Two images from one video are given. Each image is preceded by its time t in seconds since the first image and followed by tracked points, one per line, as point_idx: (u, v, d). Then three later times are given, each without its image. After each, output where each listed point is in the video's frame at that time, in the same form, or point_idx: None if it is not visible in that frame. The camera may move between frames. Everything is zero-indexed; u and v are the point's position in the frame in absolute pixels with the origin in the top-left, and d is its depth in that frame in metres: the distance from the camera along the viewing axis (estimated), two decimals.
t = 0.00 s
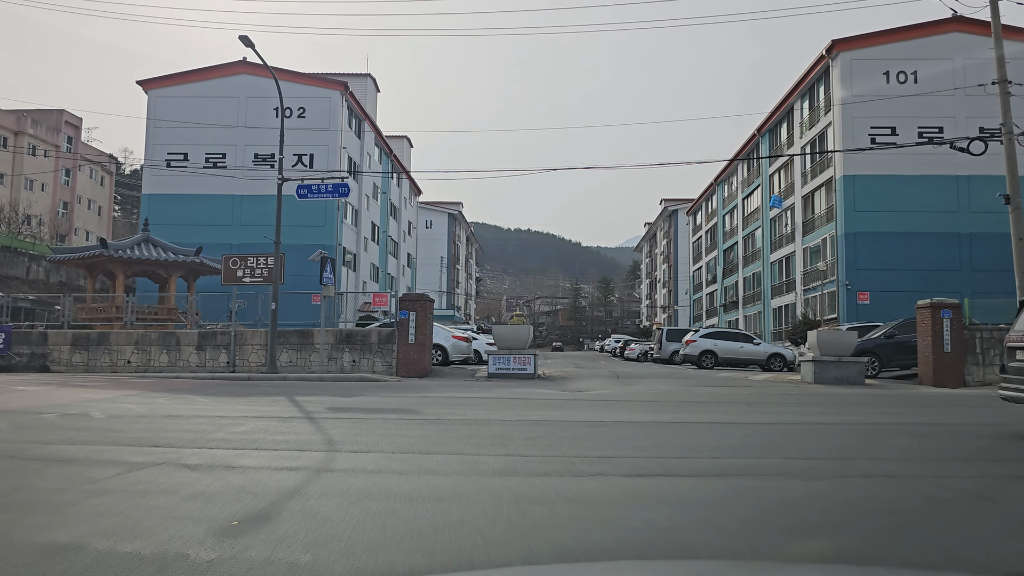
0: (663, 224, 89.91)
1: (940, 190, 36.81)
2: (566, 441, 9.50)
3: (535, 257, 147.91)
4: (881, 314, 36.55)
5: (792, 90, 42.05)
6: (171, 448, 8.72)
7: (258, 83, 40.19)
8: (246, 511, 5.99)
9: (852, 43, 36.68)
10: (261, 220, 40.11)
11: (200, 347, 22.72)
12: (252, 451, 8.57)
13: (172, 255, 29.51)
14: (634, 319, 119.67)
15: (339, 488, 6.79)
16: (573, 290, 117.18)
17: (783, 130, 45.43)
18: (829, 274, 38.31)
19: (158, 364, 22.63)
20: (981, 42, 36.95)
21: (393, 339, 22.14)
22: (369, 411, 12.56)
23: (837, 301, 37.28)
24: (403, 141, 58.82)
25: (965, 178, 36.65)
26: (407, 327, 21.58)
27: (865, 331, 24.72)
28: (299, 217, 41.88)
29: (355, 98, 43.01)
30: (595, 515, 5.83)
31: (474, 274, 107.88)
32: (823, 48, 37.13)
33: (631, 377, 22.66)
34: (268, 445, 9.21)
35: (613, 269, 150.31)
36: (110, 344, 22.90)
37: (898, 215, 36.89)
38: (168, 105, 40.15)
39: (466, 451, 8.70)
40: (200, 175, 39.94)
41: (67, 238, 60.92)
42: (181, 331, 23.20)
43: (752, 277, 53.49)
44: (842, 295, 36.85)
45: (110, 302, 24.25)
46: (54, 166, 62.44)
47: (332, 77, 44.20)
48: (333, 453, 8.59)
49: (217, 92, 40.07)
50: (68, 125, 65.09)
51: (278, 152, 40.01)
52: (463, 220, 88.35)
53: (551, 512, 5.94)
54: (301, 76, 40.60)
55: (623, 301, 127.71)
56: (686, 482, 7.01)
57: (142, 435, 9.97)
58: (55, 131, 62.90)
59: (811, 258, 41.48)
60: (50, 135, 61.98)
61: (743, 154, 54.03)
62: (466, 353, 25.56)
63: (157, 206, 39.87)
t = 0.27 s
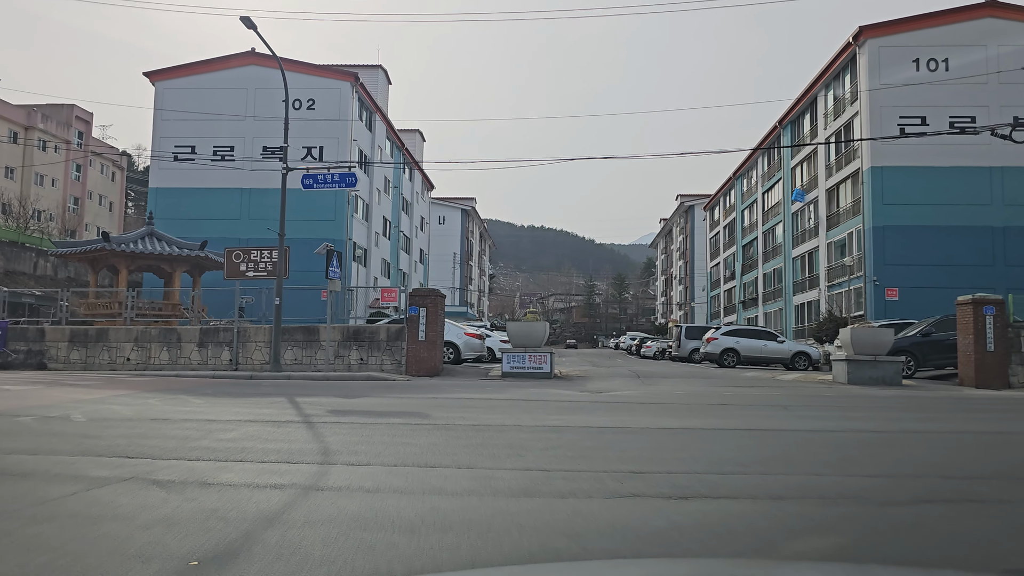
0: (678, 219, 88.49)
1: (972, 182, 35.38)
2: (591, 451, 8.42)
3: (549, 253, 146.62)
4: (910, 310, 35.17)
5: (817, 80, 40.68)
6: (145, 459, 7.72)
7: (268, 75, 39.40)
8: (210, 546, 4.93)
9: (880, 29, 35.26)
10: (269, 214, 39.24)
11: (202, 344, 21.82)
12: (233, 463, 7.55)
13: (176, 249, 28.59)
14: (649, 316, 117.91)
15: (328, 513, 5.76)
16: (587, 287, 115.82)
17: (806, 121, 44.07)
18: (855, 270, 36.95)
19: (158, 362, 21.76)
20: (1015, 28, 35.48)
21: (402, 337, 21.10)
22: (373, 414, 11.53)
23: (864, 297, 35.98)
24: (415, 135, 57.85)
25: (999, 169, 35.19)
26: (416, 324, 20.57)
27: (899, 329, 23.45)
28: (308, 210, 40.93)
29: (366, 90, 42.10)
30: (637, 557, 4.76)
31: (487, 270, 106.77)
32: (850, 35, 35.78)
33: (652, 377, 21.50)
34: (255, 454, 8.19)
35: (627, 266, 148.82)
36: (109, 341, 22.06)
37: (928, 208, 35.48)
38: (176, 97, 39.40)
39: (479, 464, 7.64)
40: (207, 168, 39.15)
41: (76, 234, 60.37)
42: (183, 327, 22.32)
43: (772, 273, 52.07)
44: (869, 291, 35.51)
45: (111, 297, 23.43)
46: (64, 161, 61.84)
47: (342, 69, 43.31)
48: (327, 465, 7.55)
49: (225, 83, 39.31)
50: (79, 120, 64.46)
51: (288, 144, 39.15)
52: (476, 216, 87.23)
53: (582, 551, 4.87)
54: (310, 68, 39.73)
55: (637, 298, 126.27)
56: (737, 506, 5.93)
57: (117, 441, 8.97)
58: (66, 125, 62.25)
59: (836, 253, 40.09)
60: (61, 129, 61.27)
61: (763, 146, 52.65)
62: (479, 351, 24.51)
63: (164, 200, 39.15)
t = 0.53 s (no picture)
0: (694, 215, 87.20)
1: (1004, 173, 34.10)
2: (619, 462, 7.43)
3: (562, 250, 145.45)
4: (938, 306, 33.94)
5: (840, 68, 39.43)
6: (114, 471, 6.81)
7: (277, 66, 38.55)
8: None
9: (908, 14, 33.87)
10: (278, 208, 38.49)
11: (204, 341, 21.05)
12: (212, 477, 6.62)
13: (180, 243, 27.77)
14: (663, 313, 116.54)
15: (312, 546, 4.79)
16: (600, 283, 114.66)
17: (828, 111, 42.79)
18: (882, 264, 35.71)
19: (159, 359, 21.02)
20: None
21: (412, 333, 20.17)
22: (377, 417, 10.59)
23: (890, 293, 34.78)
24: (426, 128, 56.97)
25: None
26: (427, 320, 19.68)
27: (933, 325, 22.31)
28: (317, 204, 40.11)
29: (376, 81, 41.24)
30: None
31: (499, 267, 105.81)
32: (877, 20, 34.43)
33: (673, 376, 20.49)
34: (240, 464, 7.26)
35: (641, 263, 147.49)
36: (109, 337, 21.34)
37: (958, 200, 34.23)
38: (183, 89, 38.86)
39: (492, 479, 6.68)
40: (215, 162, 38.61)
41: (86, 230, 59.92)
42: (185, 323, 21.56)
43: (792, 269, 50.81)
44: (896, 286, 34.29)
45: (112, 292, 22.74)
46: (74, 156, 61.34)
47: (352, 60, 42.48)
48: (318, 480, 6.61)
49: (232, 75, 38.69)
50: (89, 115, 63.89)
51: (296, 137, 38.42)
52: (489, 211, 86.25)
53: None
54: (319, 58, 38.93)
55: (651, 294, 125.02)
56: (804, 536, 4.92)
57: (90, 447, 8.08)
58: (75, 120, 61.72)
59: (860, 247, 38.85)
60: (70, 124, 60.78)
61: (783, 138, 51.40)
62: (491, 349, 23.57)
63: (170, 194, 38.62)
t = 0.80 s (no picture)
0: (707, 211, 86.12)
1: None
2: (649, 476, 6.61)
3: (573, 248, 144.59)
4: (962, 304, 32.97)
5: (860, 59, 38.43)
6: (81, 485, 6.05)
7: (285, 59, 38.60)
8: None
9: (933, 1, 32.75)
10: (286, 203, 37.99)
11: (206, 339, 20.47)
12: (190, 492, 5.87)
13: (184, 238, 27.14)
14: (675, 311, 115.40)
15: None
16: (612, 281, 113.64)
17: (847, 104, 41.79)
18: (904, 261, 34.65)
19: (159, 358, 20.49)
20: None
21: (421, 331, 19.41)
22: (380, 421, 9.80)
23: (914, 290, 33.77)
24: (437, 123, 56.24)
25: None
26: (436, 317, 18.98)
27: (966, 323, 21.31)
28: (326, 200, 39.47)
29: (385, 74, 40.52)
30: None
31: (511, 264, 104.95)
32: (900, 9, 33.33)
33: (694, 376, 19.64)
34: (225, 476, 6.50)
35: (652, 261, 146.34)
36: (108, 335, 20.82)
37: (984, 194, 33.23)
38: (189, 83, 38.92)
39: (506, 496, 5.89)
40: (221, 156, 38.74)
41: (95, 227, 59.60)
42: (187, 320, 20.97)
43: (810, 265, 49.72)
44: (920, 283, 33.24)
45: (114, 287, 22.25)
46: (83, 152, 60.91)
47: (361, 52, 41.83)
48: (309, 496, 5.85)
49: (240, 68, 38.64)
50: (98, 111, 63.35)
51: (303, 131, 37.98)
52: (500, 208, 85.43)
53: None
54: (327, 51, 38.37)
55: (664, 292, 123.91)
56: (885, 573, 4.10)
57: (62, 455, 7.33)
58: (85, 116, 61.25)
59: (881, 243, 37.79)
60: (80, 120, 60.39)
61: (801, 132, 50.36)
62: (503, 347, 22.77)
63: (176, 187, 38.81)
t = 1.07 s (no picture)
0: (718, 210, 85.30)
1: None
2: (675, 491, 6.05)
3: (582, 248, 143.88)
4: (981, 304, 32.27)
5: (876, 55, 37.73)
6: (54, 499, 5.54)
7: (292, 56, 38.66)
8: None
9: None
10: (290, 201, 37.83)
11: (209, 339, 20.06)
12: (173, 507, 5.35)
13: (189, 237, 26.75)
14: (685, 311, 114.52)
15: None
16: (621, 281, 112.86)
17: (862, 100, 41.08)
18: (922, 260, 33.89)
19: (161, 358, 20.12)
20: None
21: (428, 331, 18.90)
22: (383, 426, 9.28)
23: (931, 289, 33.06)
24: (445, 121, 55.73)
25: None
26: (444, 317, 18.41)
27: (991, 324, 20.62)
28: (333, 199, 39.05)
29: (393, 70, 40.12)
30: None
31: (520, 264, 104.37)
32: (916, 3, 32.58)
33: (709, 378, 19.02)
34: (213, 488, 5.98)
35: (662, 260, 145.47)
36: (109, 335, 20.49)
37: (1003, 191, 32.51)
38: (196, 80, 38.99)
39: (519, 513, 5.35)
40: (227, 153, 38.81)
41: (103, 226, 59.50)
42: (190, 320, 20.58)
43: (823, 264, 48.97)
44: (938, 282, 32.52)
45: (116, 286, 21.91)
46: (91, 151, 60.78)
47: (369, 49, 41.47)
48: (303, 511, 5.33)
49: (247, 65, 38.69)
50: (106, 110, 63.18)
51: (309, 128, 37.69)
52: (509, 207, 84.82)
53: None
54: (333, 48, 38.07)
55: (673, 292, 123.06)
56: None
57: (41, 464, 6.82)
58: (93, 115, 61.11)
59: (897, 242, 37.05)
60: (88, 119, 60.24)
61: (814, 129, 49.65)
62: (513, 348, 22.22)
63: (181, 186, 38.84)
